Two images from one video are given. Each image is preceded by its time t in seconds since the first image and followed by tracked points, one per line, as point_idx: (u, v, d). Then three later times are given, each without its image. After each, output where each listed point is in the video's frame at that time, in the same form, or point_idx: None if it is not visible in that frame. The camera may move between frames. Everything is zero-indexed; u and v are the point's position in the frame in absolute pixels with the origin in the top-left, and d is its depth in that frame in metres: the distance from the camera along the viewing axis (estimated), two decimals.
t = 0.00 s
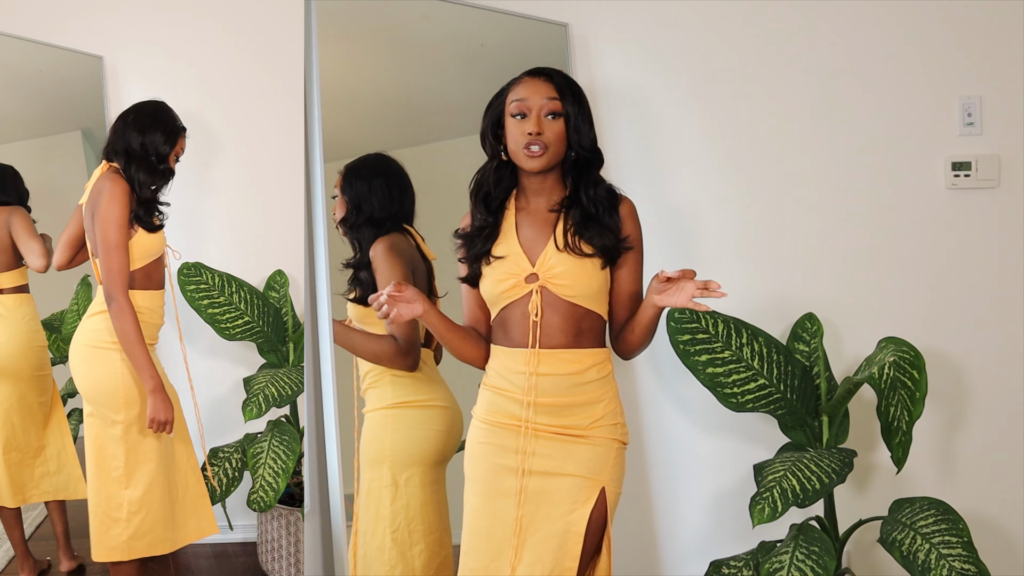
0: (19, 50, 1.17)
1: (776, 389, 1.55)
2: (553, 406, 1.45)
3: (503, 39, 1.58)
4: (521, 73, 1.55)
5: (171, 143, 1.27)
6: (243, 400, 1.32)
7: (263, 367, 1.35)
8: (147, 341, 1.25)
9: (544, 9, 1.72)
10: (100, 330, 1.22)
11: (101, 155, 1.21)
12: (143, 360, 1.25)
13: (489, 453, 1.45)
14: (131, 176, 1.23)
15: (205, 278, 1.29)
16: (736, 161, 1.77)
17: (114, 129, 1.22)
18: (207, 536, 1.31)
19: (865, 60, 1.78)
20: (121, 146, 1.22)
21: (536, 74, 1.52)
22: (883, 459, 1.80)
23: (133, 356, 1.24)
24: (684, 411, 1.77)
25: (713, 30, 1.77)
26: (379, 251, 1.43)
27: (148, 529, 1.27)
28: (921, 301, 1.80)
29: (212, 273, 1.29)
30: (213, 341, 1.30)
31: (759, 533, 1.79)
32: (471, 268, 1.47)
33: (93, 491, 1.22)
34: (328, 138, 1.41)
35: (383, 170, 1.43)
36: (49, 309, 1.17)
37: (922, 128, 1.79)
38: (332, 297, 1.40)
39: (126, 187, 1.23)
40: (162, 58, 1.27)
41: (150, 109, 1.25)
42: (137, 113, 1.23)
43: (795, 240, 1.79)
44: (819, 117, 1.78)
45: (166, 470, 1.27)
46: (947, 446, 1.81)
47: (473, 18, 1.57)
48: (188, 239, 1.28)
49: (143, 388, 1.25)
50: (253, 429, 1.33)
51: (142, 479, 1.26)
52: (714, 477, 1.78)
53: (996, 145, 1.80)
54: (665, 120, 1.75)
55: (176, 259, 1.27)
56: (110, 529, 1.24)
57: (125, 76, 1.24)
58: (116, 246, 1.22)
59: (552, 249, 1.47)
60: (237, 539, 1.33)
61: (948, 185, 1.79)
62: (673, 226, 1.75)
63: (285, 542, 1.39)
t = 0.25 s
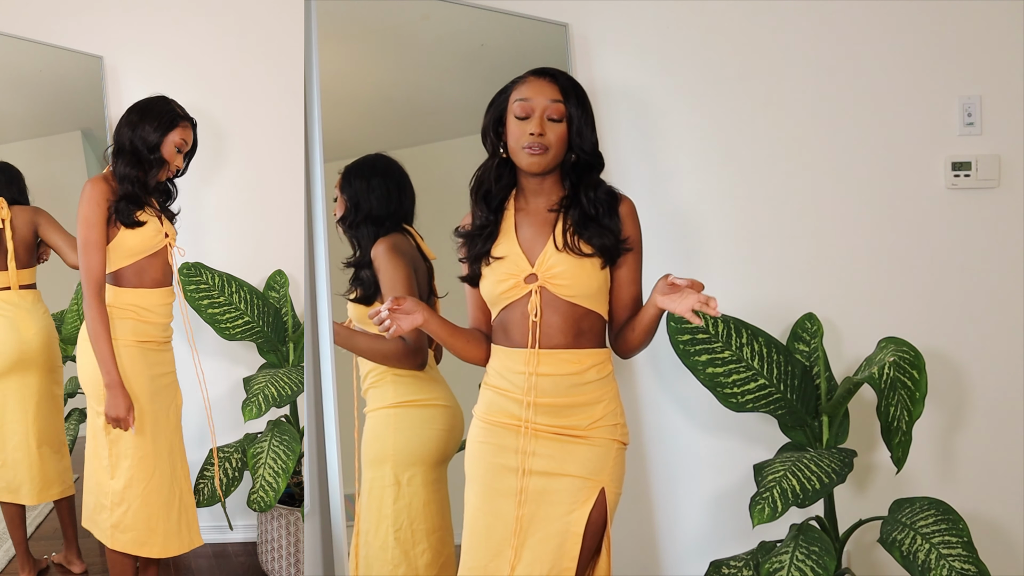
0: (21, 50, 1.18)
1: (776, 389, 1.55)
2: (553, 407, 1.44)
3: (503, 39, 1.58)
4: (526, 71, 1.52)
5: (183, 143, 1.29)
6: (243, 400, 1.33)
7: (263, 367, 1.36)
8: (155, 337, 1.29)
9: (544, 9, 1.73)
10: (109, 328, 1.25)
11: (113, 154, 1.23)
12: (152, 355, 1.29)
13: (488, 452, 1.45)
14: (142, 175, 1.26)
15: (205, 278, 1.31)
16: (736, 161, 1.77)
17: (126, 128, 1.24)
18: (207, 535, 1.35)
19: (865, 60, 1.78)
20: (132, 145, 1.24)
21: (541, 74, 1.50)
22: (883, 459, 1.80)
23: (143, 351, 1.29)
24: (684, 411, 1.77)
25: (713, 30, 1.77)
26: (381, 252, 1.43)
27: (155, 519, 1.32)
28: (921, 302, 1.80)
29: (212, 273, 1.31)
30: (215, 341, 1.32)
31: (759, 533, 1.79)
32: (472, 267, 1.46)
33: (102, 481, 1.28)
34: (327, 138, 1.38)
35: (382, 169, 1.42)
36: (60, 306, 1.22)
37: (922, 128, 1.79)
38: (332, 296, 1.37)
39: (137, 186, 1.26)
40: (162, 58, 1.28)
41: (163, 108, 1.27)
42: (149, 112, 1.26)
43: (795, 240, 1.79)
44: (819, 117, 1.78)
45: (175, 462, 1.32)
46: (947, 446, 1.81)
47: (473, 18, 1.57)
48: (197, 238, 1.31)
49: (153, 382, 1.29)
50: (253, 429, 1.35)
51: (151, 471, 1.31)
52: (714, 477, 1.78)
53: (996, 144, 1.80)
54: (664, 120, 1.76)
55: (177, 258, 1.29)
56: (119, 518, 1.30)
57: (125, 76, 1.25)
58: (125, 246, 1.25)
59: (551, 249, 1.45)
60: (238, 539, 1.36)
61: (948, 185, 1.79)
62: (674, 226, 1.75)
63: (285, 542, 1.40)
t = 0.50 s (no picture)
0: (21, 50, 1.18)
1: (776, 389, 1.55)
2: (554, 407, 1.43)
3: (503, 39, 1.57)
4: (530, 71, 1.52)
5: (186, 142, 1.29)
6: (243, 400, 1.34)
7: (263, 367, 1.36)
8: (147, 338, 1.27)
9: (544, 9, 1.73)
10: (99, 327, 1.24)
11: (113, 160, 1.23)
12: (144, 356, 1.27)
13: (490, 452, 1.44)
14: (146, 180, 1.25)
15: (205, 278, 1.30)
16: (736, 161, 1.77)
17: (126, 131, 1.24)
18: (208, 535, 1.36)
19: (865, 60, 1.78)
20: (134, 150, 1.24)
21: (544, 74, 1.49)
22: (883, 459, 1.80)
23: (135, 351, 1.27)
24: (684, 411, 1.77)
25: (713, 30, 1.77)
26: (381, 252, 1.43)
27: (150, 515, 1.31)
28: (921, 302, 1.80)
29: (212, 273, 1.31)
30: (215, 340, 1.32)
31: (759, 533, 1.79)
32: (472, 268, 1.46)
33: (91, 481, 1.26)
34: (327, 138, 1.39)
35: (382, 170, 1.43)
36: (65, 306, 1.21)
37: (922, 128, 1.79)
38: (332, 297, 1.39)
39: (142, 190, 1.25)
40: (162, 58, 1.28)
41: (166, 109, 1.27)
42: (152, 115, 1.25)
43: (795, 240, 1.79)
44: (819, 117, 1.78)
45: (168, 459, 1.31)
46: (947, 446, 1.81)
47: (473, 18, 1.57)
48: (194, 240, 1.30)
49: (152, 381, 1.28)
50: (253, 429, 1.35)
51: (140, 469, 1.30)
52: (714, 477, 1.78)
53: (996, 144, 1.80)
54: (665, 120, 1.75)
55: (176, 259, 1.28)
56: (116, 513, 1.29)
57: (126, 76, 1.25)
58: (115, 248, 1.24)
59: (551, 249, 1.44)
60: (238, 539, 1.36)
61: (948, 185, 1.79)
62: (673, 226, 1.76)
63: (285, 541, 1.41)
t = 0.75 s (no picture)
0: (21, 50, 1.20)
1: (776, 389, 1.55)
2: (556, 403, 1.43)
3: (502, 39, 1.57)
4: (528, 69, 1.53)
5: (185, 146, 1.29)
6: (243, 400, 1.34)
7: (263, 367, 1.36)
8: (131, 337, 1.29)
9: (544, 9, 1.73)
10: (88, 327, 1.26)
11: (107, 165, 1.24)
12: (131, 353, 1.29)
13: (492, 451, 1.44)
14: (140, 183, 1.26)
15: (205, 279, 1.31)
16: (736, 161, 1.77)
17: (118, 136, 1.24)
18: (207, 536, 1.35)
19: (865, 60, 1.78)
20: (126, 154, 1.25)
21: (543, 71, 1.51)
22: (883, 459, 1.80)
23: (119, 349, 1.28)
24: (684, 411, 1.77)
25: (712, 30, 1.77)
26: (379, 249, 1.43)
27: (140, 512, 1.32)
28: (921, 302, 1.80)
29: (212, 274, 1.31)
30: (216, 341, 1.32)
31: (759, 533, 1.79)
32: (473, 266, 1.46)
33: (78, 477, 1.28)
34: (327, 139, 1.40)
35: (382, 169, 1.43)
36: (69, 304, 1.24)
37: (922, 128, 1.79)
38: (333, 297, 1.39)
39: (135, 195, 1.26)
40: (163, 58, 1.28)
41: (160, 113, 1.26)
42: (144, 120, 1.25)
43: (795, 240, 1.79)
44: (819, 117, 1.78)
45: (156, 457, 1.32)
46: (947, 446, 1.81)
47: (474, 18, 1.56)
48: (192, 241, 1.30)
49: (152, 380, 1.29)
50: (253, 429, 1.35)
51: (128, 466, 1.31)
52: (713, 477, 1.78)
53: (997, 144, 1.80)
54: (664, 120, 1.76)
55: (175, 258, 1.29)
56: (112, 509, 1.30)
57: (126, 76, 1.25)
58: (105, 248, 1.25)
59: (552, 247, 1.46)
60: (237, 539, 1.36)
61: (948, 185, 1.79)
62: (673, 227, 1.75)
63: (285, 542, 1.40)
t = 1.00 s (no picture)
0: (21, 50, 1.20)
1: (776, 389, 1.56)
2: (559, 401, 1.42)
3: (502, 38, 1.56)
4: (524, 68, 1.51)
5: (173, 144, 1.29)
6: (244, 399, 1.35)
7: (263, 367, 1.37)
8: (114, 338, 1.28)
9: (543, 9, 1.72)
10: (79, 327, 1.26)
11: (97, 164, 1.24)
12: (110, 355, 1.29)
13: (494, 452, 1.42)
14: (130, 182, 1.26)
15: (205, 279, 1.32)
16: (736, 160, 1.77)
17: (107, 135, 1.24)
18: (208, 536, 1.38)
19: (865, 60, 1.78)
20: (115, 153, 1.24)
21: (540, 71, 1.50)
22: (883, 459, 1.80)
23: (104, 350, 1.28)
24: (684, 412, 1.77)
25: (713, 29, 1.76)
26: (380, 247, 1.42)
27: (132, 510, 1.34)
28: (921, 301, 1.80)
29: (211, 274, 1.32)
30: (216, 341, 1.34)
31: (759, 532, 1.80)
32: (472, 262, 1.43)
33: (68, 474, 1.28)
34: (327, 138, 1.39)
35: (382, 167, 1.41)
36: (64, 307, 1.24)
37: (922, 128, 1.79)
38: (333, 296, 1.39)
39: (124, 194, 1.26)
40: (162, 58, 1.29)
41: (147, 110, 1.26)
42: (132, 117, 1.25)
43: (795, 239, 1.79)
44: (819, 117, 1.78)
45: (149, 457, 1.34)
46: (947, 447, 1.81)
47: (474, 18, 1.56)
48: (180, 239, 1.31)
49: (148, 377, 1.31)
50: (253, 429, 1.36)
51: (118, 463, 1.32)
52: (713, 476, 1.78)
53: (996, 144, 1.81)
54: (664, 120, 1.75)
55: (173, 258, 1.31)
56: (105, 505, 1.32)
57: (126, 77, 1.26)
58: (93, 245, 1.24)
59: (551, 245, 1.44)
60: (237, 538, 1.39)
61: (948, 185, 1.79)
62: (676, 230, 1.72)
63: (285, 541, 1.44)
